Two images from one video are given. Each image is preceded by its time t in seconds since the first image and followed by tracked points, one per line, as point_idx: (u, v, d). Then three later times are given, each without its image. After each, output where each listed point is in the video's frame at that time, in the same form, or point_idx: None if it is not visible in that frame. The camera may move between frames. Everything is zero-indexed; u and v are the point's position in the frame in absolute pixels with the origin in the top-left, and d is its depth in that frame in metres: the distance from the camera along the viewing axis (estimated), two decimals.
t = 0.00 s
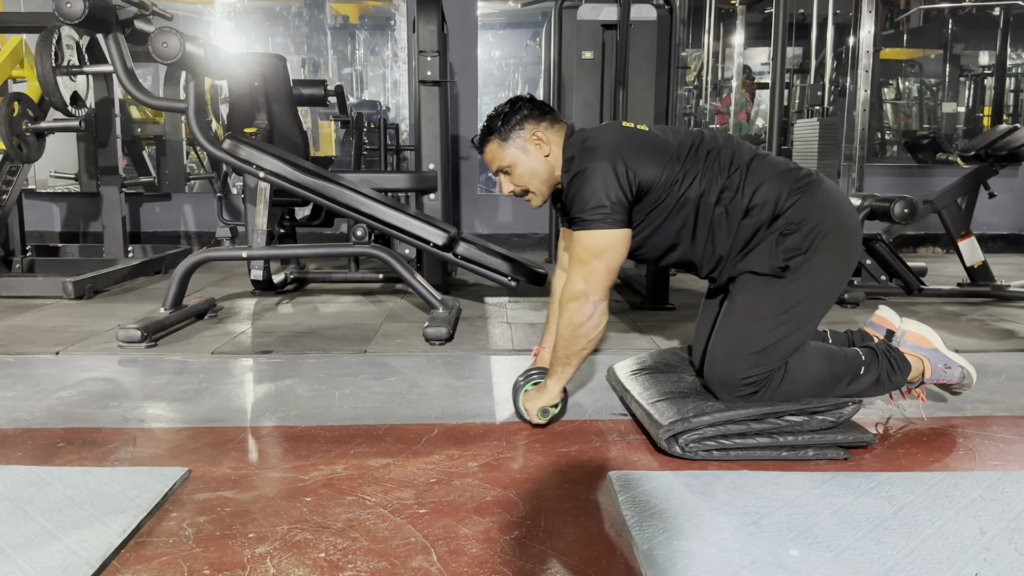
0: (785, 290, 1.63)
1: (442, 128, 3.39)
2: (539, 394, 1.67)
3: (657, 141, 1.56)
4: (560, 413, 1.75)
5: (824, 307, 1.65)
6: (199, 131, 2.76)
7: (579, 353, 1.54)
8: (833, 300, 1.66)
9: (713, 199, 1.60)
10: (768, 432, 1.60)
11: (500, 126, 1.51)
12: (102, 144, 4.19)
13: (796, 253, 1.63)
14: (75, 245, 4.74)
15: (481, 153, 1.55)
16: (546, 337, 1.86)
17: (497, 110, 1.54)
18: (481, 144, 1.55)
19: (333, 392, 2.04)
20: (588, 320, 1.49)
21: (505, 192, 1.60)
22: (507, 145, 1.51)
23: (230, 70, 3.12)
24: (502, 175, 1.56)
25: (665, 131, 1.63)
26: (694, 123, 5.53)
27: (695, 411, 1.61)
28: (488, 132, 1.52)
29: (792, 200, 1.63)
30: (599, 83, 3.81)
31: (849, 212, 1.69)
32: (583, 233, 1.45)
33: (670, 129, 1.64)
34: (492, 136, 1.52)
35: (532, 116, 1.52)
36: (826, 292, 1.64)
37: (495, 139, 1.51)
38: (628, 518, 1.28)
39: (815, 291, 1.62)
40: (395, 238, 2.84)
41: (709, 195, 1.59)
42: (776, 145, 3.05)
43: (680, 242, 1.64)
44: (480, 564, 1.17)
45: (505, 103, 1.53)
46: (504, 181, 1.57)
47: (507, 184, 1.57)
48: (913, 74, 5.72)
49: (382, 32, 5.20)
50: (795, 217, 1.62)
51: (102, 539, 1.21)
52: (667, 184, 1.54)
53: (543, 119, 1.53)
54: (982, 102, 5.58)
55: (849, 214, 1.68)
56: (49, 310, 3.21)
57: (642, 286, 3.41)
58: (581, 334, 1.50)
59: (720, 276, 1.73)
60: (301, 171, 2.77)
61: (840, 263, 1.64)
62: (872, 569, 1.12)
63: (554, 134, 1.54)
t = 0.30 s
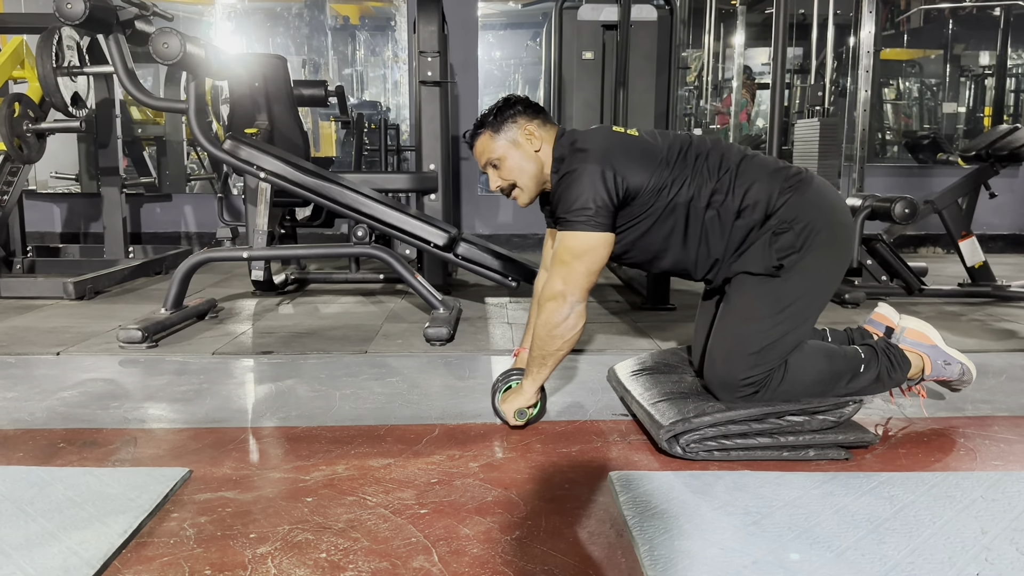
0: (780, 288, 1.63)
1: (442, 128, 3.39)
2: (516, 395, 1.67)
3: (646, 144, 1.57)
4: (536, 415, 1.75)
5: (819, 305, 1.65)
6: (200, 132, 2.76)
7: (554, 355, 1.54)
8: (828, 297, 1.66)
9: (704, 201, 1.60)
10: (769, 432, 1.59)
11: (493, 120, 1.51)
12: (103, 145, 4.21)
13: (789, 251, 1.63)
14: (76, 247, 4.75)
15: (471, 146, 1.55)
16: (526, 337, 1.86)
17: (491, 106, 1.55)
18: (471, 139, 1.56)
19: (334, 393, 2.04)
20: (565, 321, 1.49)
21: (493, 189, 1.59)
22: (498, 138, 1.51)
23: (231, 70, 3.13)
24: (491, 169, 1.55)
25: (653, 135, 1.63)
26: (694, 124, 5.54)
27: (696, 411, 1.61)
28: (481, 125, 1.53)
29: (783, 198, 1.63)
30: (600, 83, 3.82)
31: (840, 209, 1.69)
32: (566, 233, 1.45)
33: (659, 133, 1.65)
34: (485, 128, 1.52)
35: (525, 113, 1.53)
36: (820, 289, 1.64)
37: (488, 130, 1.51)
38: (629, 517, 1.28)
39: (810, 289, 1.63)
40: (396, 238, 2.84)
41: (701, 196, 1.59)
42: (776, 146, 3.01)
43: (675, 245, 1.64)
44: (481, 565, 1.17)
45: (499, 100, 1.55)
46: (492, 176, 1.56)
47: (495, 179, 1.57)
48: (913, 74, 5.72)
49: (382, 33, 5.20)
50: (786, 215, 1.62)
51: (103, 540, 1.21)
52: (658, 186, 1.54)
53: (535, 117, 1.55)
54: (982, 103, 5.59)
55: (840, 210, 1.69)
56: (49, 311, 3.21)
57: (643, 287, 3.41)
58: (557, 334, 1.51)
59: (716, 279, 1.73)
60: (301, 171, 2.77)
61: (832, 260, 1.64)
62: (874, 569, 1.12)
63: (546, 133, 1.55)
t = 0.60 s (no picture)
0: (774, 288, 1.63)
1: (443, 129, 3.39)
2: (508, 396, 1.67)
3: (636, 146, 1.57)
4: (530, 416, 1.75)
5: (813, 304, 1.65)
6: (200, 132, 2.76)
7: (548, 356, 1.54)
8: (822, 295, 1.66)
9: (695, 202, 1.60)
10: (770, 432, 1.59)
11: (492, 113, 1.51)
12: (103, 146, 4.21)
13: (782, 251, 1.63)
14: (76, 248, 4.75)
15: (468, 140, 1.52)
16: (519, 340, 1.86)
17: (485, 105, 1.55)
18: (467, 133, 1.52)
19: (335, 393, 2.05)
20: (559, 323, 1.49)
21: (489, 185, 1.54)
22: (498, 130, 1.50)
23: (232, 71, 3.13)
24: (489, 162, 1.51)
25: (643, 137, 1.63)
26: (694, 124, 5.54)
27: (697, 412, 1.61)
28: (479, 118, 1.51)
29: (773, 197, 1.63)
30: (600, 83, 3.82)
31: (831, 207, 1.69)
32: (559, 235, 1.45)
33: (649, 135, 1.64)
34: (484, 121, 1.50)
35: (521, 111, 1.54)
36: (813, 289, 1.64)
37: (487, 123, 1.50)
38: (630, 518, 1.28)
39: (804, 289, 1.63)
40: (396, 239, 2.84)
41: (692, 197, 1.59)
42: (777, 146, 3.02)
43: (668, 247, 1.64)
44: (482, 565, 1.17)
45: (494, 98, 1.55)
46: (490, 170, 1.52)
47: (493, 174, 1.52)
48: (913, 74, 5.72)
49: (383, 33, 5.20)
50: (777, 214, 1.63)
51: (104, 540, 1.21)
52: (649, 188, 1.54)
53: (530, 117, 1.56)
54: (983, 103, 5.59)
55: (831, 208, 1.69)
56: (50, 312, 3.21)
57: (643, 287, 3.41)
58: (551, 335, 1.50)
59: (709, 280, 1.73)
60: (302, 172, 2.77)
61: (824, 259, 1.64)
62: (875, 569, 1.12)
63: (541, 132, 1.56)
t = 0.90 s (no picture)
0: (773, 288, 1.63)
1: (444, 130, 3.39)
2: (494, 397, 1.67)
3: (632, 150, 1.56)
4: (515, 416, 1.75)
5: (812, 304, 1.65)
6: (201, 133, 2.76)
7: (536, 358, 1.55)
8: (821, 295, 1.66)
9: (693, 205, 1.60)
10: (770, 432, 1.59)
11: (489, 113, 1.52)
12: (104, 147, 4.21)
13: (779, 251, 1.63)
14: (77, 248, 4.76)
15: (465, 141, 1.53)
16: (508, 337, 1.86)
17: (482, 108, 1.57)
18: (465, 132, 1.53)
19: (335, 394, 2.05)
20: (549, 326, 1.49)
21: (487, 184, 1.54)
22: (495, 128, 1.50)
23: (232, 71, 3.13)
24: (486, 160, 1.50)
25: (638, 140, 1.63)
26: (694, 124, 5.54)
27: (697, 413, 1.61)
28: (476, 119, 1.52)
29: (769, 198, 1.63)
30: (600, 84, 3.82)
31: (827, 206, 1.69)
32: (554, 239, 1.45)
33: (645, 139, 1.64)
34: (481, 121, 1.51)
35: (518, 112, 1.55)
36: (811, 289, 1.64)
37: (484, 122, 1.51)
38: (631, 519, 1.28)
39: (802, 289, 1.63)
40: (396, 240, 2.84)
41: (689, 199, 1.59)
42: (777, 146, 3.02)
43: (666, 250, 1.64)
44: (483, 566, 1.17)
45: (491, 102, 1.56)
46: (487, 168, 1.51)
47: (490, 172, 1.52)
48: (913, 75, 5.72)
49: (383, 34, 5.19)
50: (773, 215, 1.63)
51: (105, 542, 1.21)
52: (646, 192, 1.54)
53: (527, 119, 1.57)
54: (983, 103, 5.59)
55: (827, 207, 1.69)
56: (51, 312, 3.22)
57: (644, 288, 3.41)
58: (539, 338, 1.51)
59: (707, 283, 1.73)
60: (302, 172, 2.77)
61: (821, 259, 1.64)
62: (875, 570, 1.12)
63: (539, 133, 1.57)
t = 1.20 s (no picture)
0: (769, 289, 1.63)
1: (444, 130, 3.39)
2: (481, 398, 1.66)
3: (625, 153, 1.56)
4: (502, 417, 1.75)
5: (808, 304, 1.65)
6: (201, 134, 2.76)
7: (525, 360, 1.55)
8: (817, 295, 1.66)
9: (687, 207, 1.60)
10: (770, 433, 1.59)
11: (485, 114, 1.52)
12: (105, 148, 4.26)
13: (774, 251, 1.63)
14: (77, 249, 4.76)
15: (461, 141, 1.52)
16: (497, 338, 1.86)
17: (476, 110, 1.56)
18: (461, 132, 1.53)
19: (335, 394, 2.05)
20: (538, 328, 1.49)
21: (481, 186, 1.54)
22: (492, 129, 1.50)
23: (233, 72, 3.14)
24: (482, 161, 1.50)
25: (631, 144, 1.63)
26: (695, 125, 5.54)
27: (697, 413, 1.61)
28: (472, 120, 1.52)
29: (763, 198, 1.64)
30: (600, 84, 3.82)
31: (821, 205, 1.69)
32: (544, 241, 1.45)
33: (638, 142, 1.65)
34: (477, 122, 1.51)
35: (514, 114, 1.56)
36: (807, 289, 1.63)
37: (481, 123, 1.51)
38: (631, 519, 1.28)
39: (797, 289, 1.62)
40: (397, 240, 2.84)
41: (683, 201, 1.59)
42: (778, 146, 3.02)
43: (662, 252, 1.64)
44: (484, 567, 1.17)
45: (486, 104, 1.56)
46: (483, 170, 1.51)
47: (485, 173, 1.52)
48: (914, 75, 5.71)
49: (384, 34, 5.19)
50: (767, 215, 1.63)
51: (105, 542, 1.21)
52: (639, 194, 1.54)
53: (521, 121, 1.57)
54: (984, 102, 5.59)
55: (821, 207, 1.69)
56: (51, 313, 3.22)
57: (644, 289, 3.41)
58: (528, 340, 1.51)
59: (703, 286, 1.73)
60: (303, 173, 2.77)
61: (815, 258, 1.64)
62: (876, 570, 1.12)
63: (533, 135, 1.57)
